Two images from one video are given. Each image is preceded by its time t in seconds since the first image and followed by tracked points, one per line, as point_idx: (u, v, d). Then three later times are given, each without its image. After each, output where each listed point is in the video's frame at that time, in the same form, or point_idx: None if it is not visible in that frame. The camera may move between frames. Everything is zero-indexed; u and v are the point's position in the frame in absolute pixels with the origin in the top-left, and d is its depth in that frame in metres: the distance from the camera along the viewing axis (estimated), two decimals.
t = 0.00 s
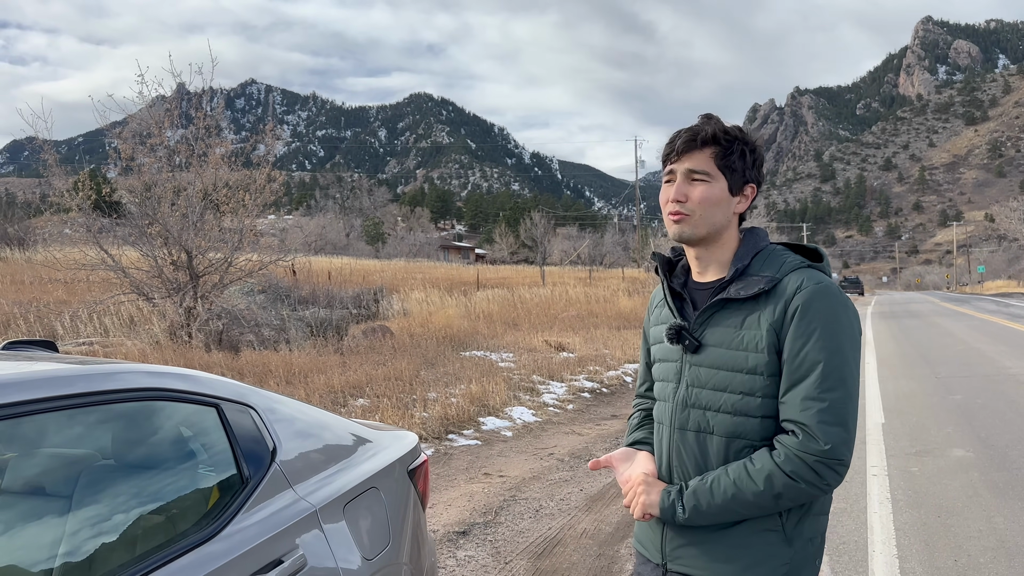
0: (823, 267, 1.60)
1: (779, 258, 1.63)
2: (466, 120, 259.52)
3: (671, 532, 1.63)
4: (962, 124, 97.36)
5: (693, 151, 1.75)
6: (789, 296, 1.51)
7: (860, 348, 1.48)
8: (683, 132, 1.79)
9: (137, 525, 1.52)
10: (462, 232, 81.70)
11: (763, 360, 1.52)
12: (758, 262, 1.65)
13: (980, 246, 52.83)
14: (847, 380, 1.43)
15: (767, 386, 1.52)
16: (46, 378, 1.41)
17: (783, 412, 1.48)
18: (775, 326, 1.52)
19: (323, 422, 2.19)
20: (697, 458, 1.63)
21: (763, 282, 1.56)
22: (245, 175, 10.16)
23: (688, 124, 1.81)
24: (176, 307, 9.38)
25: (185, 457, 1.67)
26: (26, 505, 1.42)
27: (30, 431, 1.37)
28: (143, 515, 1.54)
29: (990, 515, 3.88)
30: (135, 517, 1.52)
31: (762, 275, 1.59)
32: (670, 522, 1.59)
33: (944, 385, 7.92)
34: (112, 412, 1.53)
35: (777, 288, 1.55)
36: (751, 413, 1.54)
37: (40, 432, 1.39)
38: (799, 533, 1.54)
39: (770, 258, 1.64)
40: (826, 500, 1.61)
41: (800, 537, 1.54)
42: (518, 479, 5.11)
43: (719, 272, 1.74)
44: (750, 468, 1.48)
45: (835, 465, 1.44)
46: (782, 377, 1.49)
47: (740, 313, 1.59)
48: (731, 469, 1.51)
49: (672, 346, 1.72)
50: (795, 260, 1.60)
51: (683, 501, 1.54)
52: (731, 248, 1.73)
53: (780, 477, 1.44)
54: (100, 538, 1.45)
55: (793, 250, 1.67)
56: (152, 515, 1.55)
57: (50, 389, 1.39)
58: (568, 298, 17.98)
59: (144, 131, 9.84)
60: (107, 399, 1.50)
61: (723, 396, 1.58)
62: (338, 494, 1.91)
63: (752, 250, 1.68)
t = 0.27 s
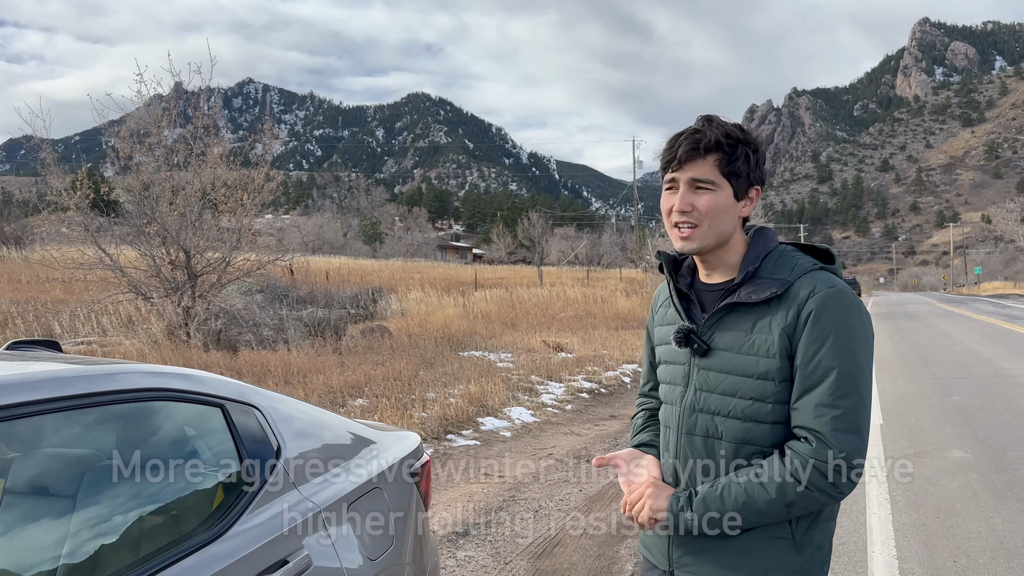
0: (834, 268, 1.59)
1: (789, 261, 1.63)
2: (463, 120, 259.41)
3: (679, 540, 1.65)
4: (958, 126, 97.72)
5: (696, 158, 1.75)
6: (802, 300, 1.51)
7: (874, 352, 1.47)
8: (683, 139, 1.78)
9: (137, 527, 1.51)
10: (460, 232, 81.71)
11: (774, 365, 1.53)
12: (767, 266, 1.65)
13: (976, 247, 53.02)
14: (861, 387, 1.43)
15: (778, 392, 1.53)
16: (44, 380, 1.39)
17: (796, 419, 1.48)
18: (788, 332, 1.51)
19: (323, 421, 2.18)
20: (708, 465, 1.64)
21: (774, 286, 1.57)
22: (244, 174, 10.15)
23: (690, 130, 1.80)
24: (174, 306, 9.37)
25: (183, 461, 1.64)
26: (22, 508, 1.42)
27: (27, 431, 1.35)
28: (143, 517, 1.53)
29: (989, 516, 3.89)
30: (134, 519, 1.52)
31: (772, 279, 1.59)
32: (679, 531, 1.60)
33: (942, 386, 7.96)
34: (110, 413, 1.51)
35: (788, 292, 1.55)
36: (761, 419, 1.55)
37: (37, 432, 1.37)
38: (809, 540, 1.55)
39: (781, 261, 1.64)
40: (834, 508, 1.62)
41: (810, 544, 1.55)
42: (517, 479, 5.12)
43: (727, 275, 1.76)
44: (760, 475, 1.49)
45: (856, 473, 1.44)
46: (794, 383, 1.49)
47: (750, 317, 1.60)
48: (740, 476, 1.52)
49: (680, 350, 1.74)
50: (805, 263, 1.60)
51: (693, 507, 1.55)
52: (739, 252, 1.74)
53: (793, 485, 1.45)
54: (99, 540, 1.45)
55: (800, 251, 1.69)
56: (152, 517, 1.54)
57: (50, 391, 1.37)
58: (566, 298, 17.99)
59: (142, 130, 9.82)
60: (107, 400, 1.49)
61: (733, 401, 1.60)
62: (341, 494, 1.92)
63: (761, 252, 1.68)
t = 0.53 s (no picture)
0: (843, 270, 1.59)
1: (796, 262, 1.64)
2: (460, 121, 259.35)
3: (681, 545, 1.68)
4: (953, 129, 98.27)
5: (709, 152, 1.77)
6: (807, 303, 1.52)
7: (882, 357, 1.47)
8: (698, 132, 1.80)
9: (138, 530, 1.53)
10: (456, 233, 81.70)
11: (776, 370, 1.54)
12: (774, 266, 1.67)
13: (970, 249, 53.31)
14: (867, 393, 1.43)
15: (782, 397, 1.54)
16: (42, 384, 1.39)
17: (800, 424, 1.50)
18: (792, 335, 1.53)
19: (324, 421, 2.20)
20: (709, 467, 1.68)
21: (779, 289, 1.58)
22: (241, 175, 10.13)
23: (706, 123, 1.82)
24: (172, 307, 9.37)
25: (183, 463, 1.65)
26: (22, 512, 1.40)
27: (24, 433, 1.34)
28: (143, 520, 1.55)
29: (987, 518, 3.92)
30: (135, 522, 1.53)
31: (778, 280, 1.60)
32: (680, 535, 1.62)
33: (938, 388, 8.01)
34: (109, 415, 1.51)
35: (794, 293, 1.56)
36: (764, 425, 1.57)
37: (37, 435, 1.37)
38: (812, 550, 1.56)
39: (787, 262, 1.66)
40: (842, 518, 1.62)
41: (813, 555, 1.56)
42: (516, 481, 5.13)
43: (734, 274, 1.78)
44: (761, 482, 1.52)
45: (857, 474, 1.43)
46: (797, 389, 1.50)
47: (754, 320, 1.62)
48: (742, 483, 1.55)
49: (685, 353, 1.77)
50: (813, 265, 1.60)
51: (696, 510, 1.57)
52: (746, 251, 1.76)
53: (793, 492, 1.47)
54: (100, 543, 1.46)
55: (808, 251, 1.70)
56: (153, 520, 1.56)
57: (48, 394, 1.37)
58: (563, 300, 18.01)
59: (139, 130, 9.80)
60: (107, 403, 1.48)
61: (735, 406, 1.63)
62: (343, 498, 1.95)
63: (768, 252, 1.70)
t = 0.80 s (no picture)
0: (854, 269, 1.61)
1: (806, 261, 1.66)
2: (456, 122, 259.26)
3: (688, 547, 1.71)
4: (946, 132, 98.88)
5: (727, 146, 1.80)
6: (814, 300, 1.54)
7: (890, 358, 1.48)
8: (716, 126, 1.83)
9: (140, 531, 1.55)
10: (452, 234, 81.69)
11: (782, 369, 1.57)
12: (782, 265, 1.69)
13: (964, 252, 53.61)
14: (875, 392, 1.44)
15: (788, 397, 1.57)
16: (41, 384, 1.39)
17: (806, 424, 1.52)
18: (799, 334, 1.55)
19: (325, 418, 2.24)
20: (709, 467, 1.72)
21: (787, 286, 1.60)
22: (239, 175, 10.12)
23: (725, 118, 1.84)
24: (170, 307, 9.36)
25: (182, 463, 1.67)
26: (31, 510, 1.38)
27: (27, 435, 1.34)
28: (145, 521, 1.57)
29: (986, 519, 3.96)
30: (135, 524, 1.55)
31: (786, 278, 1.63)
32: (682, 536, 1.65)
33: (934, 391, 8.07)
34: (111, 415, 1.52)
35: (802, 291, 1.59)
36: (769, 426, 1.60)
37: (42, 436, 1.37)
38: (820, 554, 1.58)
39: (795, 262, 1.69)
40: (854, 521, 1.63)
41: (822, 558, 1.58)
42: (515, 481, 5.15)
43: (742, 273, 1.81)
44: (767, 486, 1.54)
45: (856, 475, 1.44)
46: (804, 388, 1.53)
47: (761, 319, 1.65)
48: (746, 486, 1.58)
49: (692, 353, 1.80)
50: (823, 263, 1.62)
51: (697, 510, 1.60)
52: (756, 249, 1.78)
53: (798, 494, 1.49)
54: (101, 544, 1.47)
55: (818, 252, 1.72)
56: (153, 521, 1.58)
57: (48, 395, 1.37)
58: (560, 301, 18.04)
59: (137, 130, 9.79)
60: (109, 403, 1.49)
61: (742, 407, 1.65)
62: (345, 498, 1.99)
63: (777, 251, 1.73)
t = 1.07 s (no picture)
0: (870, 273, 1.63)
1: (821, 264, 1.69)
2: (453, 124, 259.32)
3: (697, 550, 1.75)
4: (941, 136, 99.42)
5: (740, 147, 1.83)
6: (830, 304, 1.56)
7: (906, 363, 1.50)
8: (730, 127, 1.87)
9: (141, 532, 1.57)
10: (449, 236, 81.71)
11: (797, 373, 1.60)
12: (798, 268, 1.73)
13: (959, 256, 53.89)
14: (890, 398, 1.46)
15: (801, 400, 1.60)
16: (43, 386, 1.40)
17: (819, 428, 1.54)
18: (814, 338, 1.58)
19: (329, 416, 2.27)
20: (709, 468, 1.78)
21: (802, 289, 1.64)
22: (237, 176, 10.11)
23: (739, 119, 1.88)
24: (168, 308, 9.36)
25: (182, 463, 1.67)
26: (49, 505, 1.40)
27: (34, 436, 1.35)
28: (147, 522, 1.60)
29: (984, 520, 4.00)
30: (138, 524, 1.58)
31: (801, 281, 1.66)
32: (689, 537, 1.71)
33: (931, 393, 8.12)
34: (113, 416, 1.52)
35: (817, 294, 1.61)
36: (781, 429, 1.63)
37: (47, 435, 1.38)
38: (830, 560, 1.59)
39: (810, 264, 1.72)
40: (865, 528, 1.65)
41: (832, 564, 1.59)
42: (516, 482, 5.17)
43: (758, 274, 1.85)
44: (778, 489, 1.57)
45: (855, 475, 1.46)
46: (817, 393, 1.56)
47: (776, 321, 1.68)
48: (757, 489, 1.61)
49: (704, 355, 1.84)
50: (839, 265, 1.65)
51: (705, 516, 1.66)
52: (771, 251, 1.82)
53: (809, 498, 1.52)
54: (105, 545, 1.48)
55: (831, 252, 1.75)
56: (157, 522, 1.61)
57: (50, 397, 1.38)
58: (558, 304, 18.07)
59: (135, 131, 9.80)
60: (112, 403, 1.50)
61: (755, 410, 1.68)
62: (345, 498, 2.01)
63: (794, 252, 1.76)
